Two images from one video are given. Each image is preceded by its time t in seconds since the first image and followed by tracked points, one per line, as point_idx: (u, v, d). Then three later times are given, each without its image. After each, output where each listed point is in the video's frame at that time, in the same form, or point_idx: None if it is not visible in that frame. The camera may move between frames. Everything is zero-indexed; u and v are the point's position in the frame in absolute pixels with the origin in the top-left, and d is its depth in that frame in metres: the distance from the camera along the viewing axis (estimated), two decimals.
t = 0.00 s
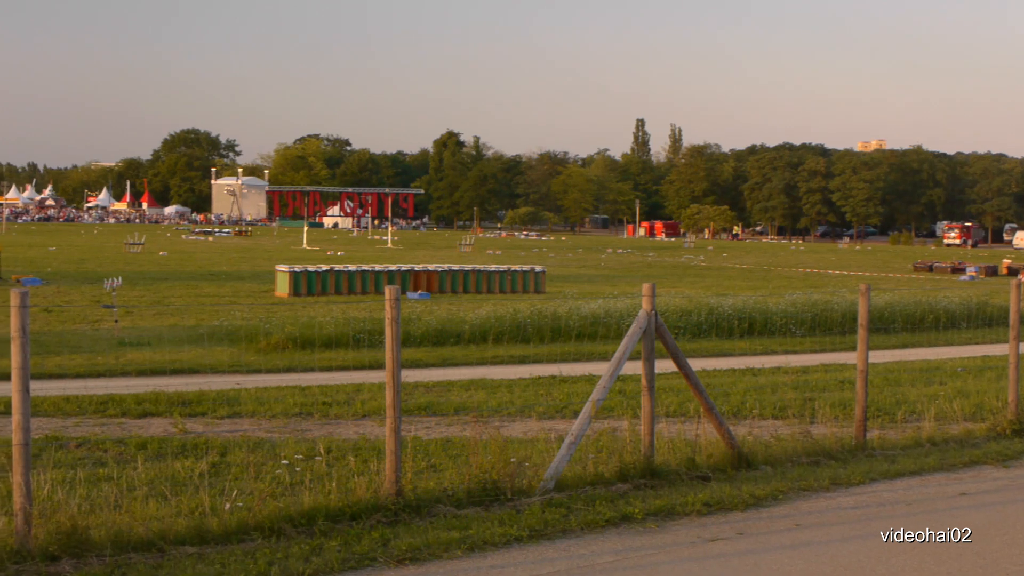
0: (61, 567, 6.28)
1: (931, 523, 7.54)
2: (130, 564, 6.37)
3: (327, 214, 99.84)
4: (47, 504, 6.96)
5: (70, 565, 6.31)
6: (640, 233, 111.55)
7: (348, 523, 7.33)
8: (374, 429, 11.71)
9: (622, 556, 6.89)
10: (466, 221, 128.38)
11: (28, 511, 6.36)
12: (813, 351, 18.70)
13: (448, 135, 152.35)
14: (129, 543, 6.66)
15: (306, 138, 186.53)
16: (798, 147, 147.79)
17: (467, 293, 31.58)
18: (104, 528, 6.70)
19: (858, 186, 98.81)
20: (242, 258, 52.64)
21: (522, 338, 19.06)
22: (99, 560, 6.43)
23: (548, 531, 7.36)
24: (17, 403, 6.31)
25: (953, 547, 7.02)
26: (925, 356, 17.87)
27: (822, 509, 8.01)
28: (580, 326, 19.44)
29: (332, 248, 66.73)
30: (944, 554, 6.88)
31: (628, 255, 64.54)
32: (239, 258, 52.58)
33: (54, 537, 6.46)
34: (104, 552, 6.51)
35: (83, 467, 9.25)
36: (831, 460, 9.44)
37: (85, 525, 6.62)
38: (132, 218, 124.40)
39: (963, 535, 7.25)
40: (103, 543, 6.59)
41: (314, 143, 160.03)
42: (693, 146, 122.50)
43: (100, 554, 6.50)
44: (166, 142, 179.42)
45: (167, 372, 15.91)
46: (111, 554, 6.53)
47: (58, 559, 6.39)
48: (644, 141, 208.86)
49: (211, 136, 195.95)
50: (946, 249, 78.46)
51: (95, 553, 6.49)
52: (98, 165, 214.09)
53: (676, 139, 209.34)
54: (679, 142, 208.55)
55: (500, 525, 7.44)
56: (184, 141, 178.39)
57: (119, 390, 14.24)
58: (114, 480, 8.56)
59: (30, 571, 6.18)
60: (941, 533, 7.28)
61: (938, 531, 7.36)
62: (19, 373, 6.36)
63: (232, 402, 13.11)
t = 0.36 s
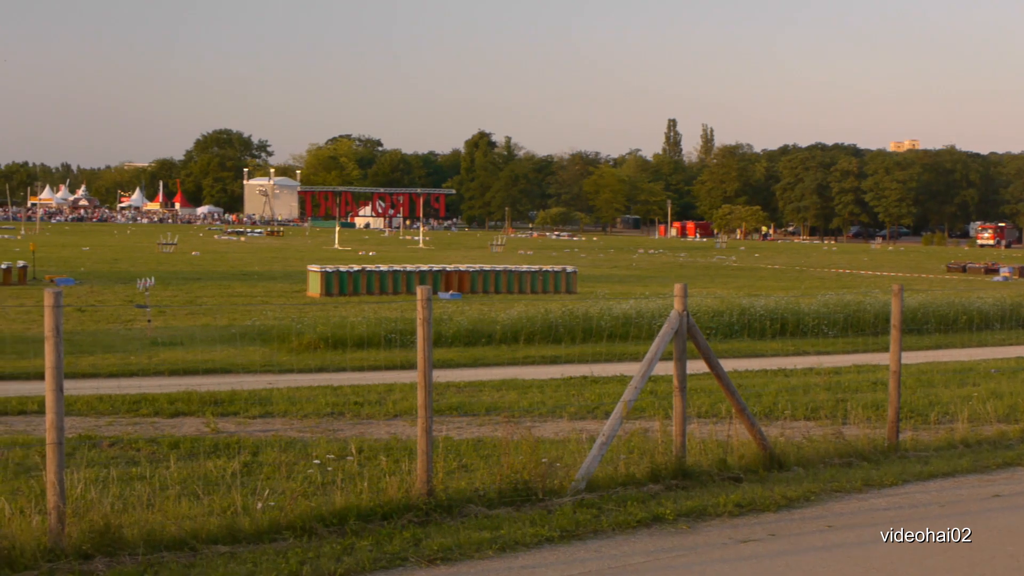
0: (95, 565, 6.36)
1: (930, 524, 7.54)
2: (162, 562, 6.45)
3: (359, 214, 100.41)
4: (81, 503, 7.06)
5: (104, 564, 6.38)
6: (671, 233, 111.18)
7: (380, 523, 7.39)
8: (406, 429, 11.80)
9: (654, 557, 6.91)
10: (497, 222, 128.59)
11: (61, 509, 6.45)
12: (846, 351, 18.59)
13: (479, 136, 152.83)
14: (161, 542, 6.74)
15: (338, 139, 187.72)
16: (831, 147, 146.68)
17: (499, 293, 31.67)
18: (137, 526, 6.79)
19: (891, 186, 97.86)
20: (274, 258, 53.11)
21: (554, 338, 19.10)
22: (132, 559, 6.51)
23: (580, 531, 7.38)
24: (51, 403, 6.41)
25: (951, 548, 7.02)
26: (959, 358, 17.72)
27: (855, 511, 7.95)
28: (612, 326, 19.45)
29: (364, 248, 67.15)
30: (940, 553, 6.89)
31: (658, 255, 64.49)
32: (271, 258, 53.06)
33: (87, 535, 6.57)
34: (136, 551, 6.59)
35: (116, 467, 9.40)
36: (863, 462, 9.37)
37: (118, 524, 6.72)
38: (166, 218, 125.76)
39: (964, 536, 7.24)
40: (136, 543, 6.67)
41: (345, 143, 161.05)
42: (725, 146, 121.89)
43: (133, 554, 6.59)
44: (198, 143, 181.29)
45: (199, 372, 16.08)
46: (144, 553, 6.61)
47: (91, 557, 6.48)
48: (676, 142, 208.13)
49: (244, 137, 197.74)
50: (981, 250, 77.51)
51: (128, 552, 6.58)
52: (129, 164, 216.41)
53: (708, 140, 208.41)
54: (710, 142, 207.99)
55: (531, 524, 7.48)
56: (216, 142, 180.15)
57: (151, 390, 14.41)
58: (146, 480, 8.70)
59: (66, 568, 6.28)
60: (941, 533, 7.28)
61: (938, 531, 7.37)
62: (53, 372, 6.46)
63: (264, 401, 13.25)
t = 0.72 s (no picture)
0: (123, 563, 6.43)
1: (929, 523, 7.54)
2: (191, 561, 6.52)
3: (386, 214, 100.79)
4: (110, 502, 7.14)
5: (132, 562, 6.46)
6: (699, 233, 110.66)
7: (407, 522, 7.44)
8: (433, 429, 11.85)
9: (680, 558, 6.91)
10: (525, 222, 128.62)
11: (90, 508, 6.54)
12: (874, 352, 18.43)
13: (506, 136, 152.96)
14: (189, 541, 6.81)
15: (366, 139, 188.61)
16: (860, 147, 145.47)
17: (526, 293, 31.69)
18: (165, 525, 6.87)
19: (920, 187, 96.82)
20: (301, 258, 53.42)
21: (582, 338, 19.12)
22: (160, 557, 6.57)
23: (606, 532, 7.40)
24: (81, 403, 6.52)
25: (953, 548, 7.02)
26: (989, 358, 17.51)
27: (883, 511, 7.92)
28: (640, 327, 19.42)
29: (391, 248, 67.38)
30: (939, 553, 6.90)
31: (686, 255, 64.41)
32: (299, 258, 53.39)
33: (116, 533, 6.65)
34: (165, 550, 6.66)
35: (145, 465, 9.52)
36: (891, 463, 9.31)
37: (147, 522, 6.79)
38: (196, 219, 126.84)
39: (964, 536, 7.24)
40: (165, 541, 6.74)
41: (373, 143, 161.74)
42: (753, 146, 121.22)
43: (161, 552, 6.65)
44: (227, 144, 182.64)
45: (228, 372, 16.23)
46: (172, 552, 6.68)
47: (120, 555, 6.55)
48: (704, 142, 207.13)
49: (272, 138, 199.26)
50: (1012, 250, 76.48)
51: (156, 551, 6.65)
52: (159, 164, 218.30)
53: (736, 140, 207.26)
54: (738, 143, 207.03)
55: (558, 525, 7.50)
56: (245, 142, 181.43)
57: (180, 389, 14.57)
58: (175, 478, 8.80)
59: (95, 566, 6.36)
60: (941, 532, 7.28)
61: (939, 531, 7.35)
62: (82, 372, 6.55)
63: (292, 401, 13.36)
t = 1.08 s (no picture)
0: (148, 562, 6.50)
1: (931, 523, 7.54)
2: (215, 560, 6.58)
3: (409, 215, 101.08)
4: (134, 501, 7.21)
5: (157, 561, 6.53)
6: (722, 233, 110.22)
7: (430, 522, 7.48)
8: (457, 429, 11.90)
9: (704, 558, 6.91)
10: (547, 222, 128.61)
11: (114, 507, 6.61)
12: (898, 352, 18.31)
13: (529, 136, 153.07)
14: (213, 540, 6.88)
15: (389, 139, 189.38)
16: (885, 147, 144.42)
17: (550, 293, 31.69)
18: (189, 524, 6.93)
19: (945, 187, 96.02)
20: (324, 257, 53.69)
21: (605, 338, 19.14)
22: (184, 556, 6.64)
23: (630, 532, 7.41)
24: (104, 401, 6.60)
25: (952, 548, 7.02)
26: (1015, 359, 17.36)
27: (909, 512, 7.88)
28: (663, 327, 19.38)
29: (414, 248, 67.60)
30: (935, 553, 6.90)
31: (709, 255, 64.27)
32: (322, 258, 53.65)
33: (141, 533, 6.72)
34: (189, 549, 6.73)
35: (169, 465, 9.62)
36: (916, 464, 9.26)
37: (171, 523, 6.86)
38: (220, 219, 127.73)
39: (963, 536, 7.24)
40: (188, 541, 6.80)
41: (396, 144, 162.27)
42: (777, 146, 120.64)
43: (185, 551, 6.72)
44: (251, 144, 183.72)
45: (251, 372, 16.34)
46: (196, 551, 6.74)
47: (144, 554, 6.62)
48: (727, 142, 206.28)
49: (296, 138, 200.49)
50: None
51: (181, 550, 6.71)
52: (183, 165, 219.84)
53: (759, 140, 206.33)
54: (761, 143, 206.35)
55: (581, 526, 7.50)
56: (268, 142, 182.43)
57: (203, 389, 14.69)
58: (199, 478, 8.89)
59: (120, 565, 6.43)
60: (941, 532, 7.28)
61: (938, 530, 7.37)
62: (106, 372, 6.63)
63: (315, 401, 13.44)
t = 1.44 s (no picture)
0: (171, 562, 6.56)
1: (932, 523, 7.55)
2: (237, 559, 6.64)
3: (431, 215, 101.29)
4: (157, 501, 7.29)
5: (179, 560, 6.59)
6: (745, 233, 109.70)
7: (453, 522, 7.52)
8: (479, 429, 11.95)
9: (726, 559, 6.91)
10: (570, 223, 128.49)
11: (138, 506, 6.68)
12: (922, 353, 18.17)
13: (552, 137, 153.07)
14: (236, 539, 6.94)
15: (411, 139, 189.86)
16: (910, 147, 143.24)
17: (572, 294, 31.72)
18: (211, 524, 7.00)
19: (969, 187, 95.15)
20: (347, 258, 53.93)
21: (627, 338, 19.14)
22: (207, 556, 6.71)
23: (652, 533, 7.41)
24: (128, 401, 6.66)
25: (954, 548, 7.04)
26: None
27: (932, 513, 7.85)
28: (686, 327, 19.34)
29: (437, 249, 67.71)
30: (936, 554, 6.92)
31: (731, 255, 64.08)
32: (344, 258, 53.90)
33: (163, 532, 6.78)
34: (212, 548, 6.80)
35: (192, 464, 9.71)
36: (939, 465, 9.21)
37: (194, 522, 6.93)
38: (243, 219, 128.50)
39: (963, 536, 7.26)
40: (211, 540, 6.87)
41: (419, 144, 162.77)
42: (800, 146, 120.02)
43: (208, 550, 6.79)
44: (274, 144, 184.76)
45: (274, 371, 16.46)
46: (219, 551, 6.81)
47: (167, 554, 6.70)
48: (750, 142, 205.36)
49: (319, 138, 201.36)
50: None
51: (204, 550, 6.78)
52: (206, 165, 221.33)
53: (783, 140, 205.19)
54: (784, 143, 205.27)
55: (604, 526, 7.52)
56: (291, 143, 183.29)
57: (226, 389, 14.80)
58: (222, 477, 8.98)
59: (143, 564, 6.50)
60: (941, 532, 7.31)
61: (938, 530, 7.39)
62: (130, 371, 6.70)
63: (338, 401, 13.51)
